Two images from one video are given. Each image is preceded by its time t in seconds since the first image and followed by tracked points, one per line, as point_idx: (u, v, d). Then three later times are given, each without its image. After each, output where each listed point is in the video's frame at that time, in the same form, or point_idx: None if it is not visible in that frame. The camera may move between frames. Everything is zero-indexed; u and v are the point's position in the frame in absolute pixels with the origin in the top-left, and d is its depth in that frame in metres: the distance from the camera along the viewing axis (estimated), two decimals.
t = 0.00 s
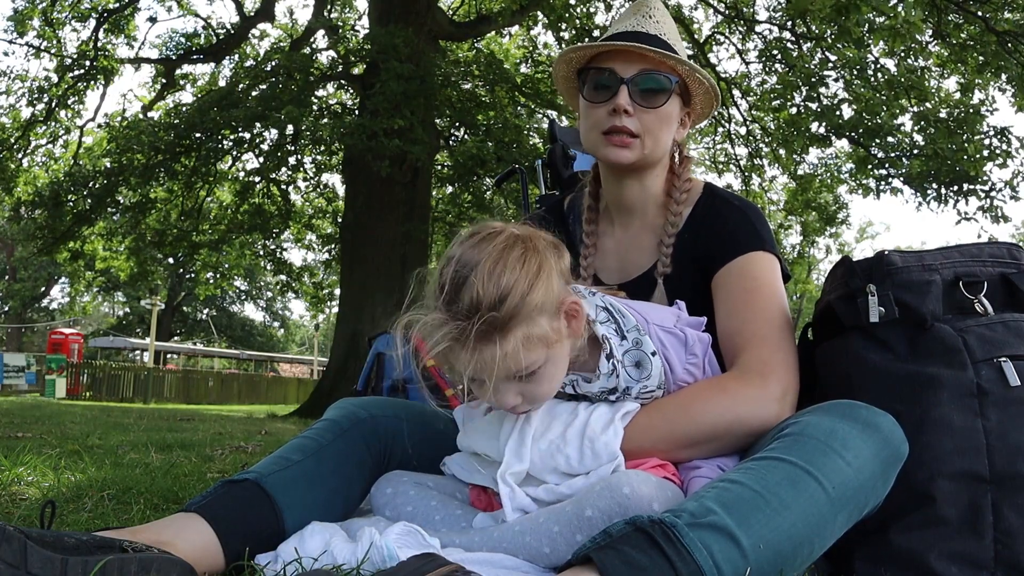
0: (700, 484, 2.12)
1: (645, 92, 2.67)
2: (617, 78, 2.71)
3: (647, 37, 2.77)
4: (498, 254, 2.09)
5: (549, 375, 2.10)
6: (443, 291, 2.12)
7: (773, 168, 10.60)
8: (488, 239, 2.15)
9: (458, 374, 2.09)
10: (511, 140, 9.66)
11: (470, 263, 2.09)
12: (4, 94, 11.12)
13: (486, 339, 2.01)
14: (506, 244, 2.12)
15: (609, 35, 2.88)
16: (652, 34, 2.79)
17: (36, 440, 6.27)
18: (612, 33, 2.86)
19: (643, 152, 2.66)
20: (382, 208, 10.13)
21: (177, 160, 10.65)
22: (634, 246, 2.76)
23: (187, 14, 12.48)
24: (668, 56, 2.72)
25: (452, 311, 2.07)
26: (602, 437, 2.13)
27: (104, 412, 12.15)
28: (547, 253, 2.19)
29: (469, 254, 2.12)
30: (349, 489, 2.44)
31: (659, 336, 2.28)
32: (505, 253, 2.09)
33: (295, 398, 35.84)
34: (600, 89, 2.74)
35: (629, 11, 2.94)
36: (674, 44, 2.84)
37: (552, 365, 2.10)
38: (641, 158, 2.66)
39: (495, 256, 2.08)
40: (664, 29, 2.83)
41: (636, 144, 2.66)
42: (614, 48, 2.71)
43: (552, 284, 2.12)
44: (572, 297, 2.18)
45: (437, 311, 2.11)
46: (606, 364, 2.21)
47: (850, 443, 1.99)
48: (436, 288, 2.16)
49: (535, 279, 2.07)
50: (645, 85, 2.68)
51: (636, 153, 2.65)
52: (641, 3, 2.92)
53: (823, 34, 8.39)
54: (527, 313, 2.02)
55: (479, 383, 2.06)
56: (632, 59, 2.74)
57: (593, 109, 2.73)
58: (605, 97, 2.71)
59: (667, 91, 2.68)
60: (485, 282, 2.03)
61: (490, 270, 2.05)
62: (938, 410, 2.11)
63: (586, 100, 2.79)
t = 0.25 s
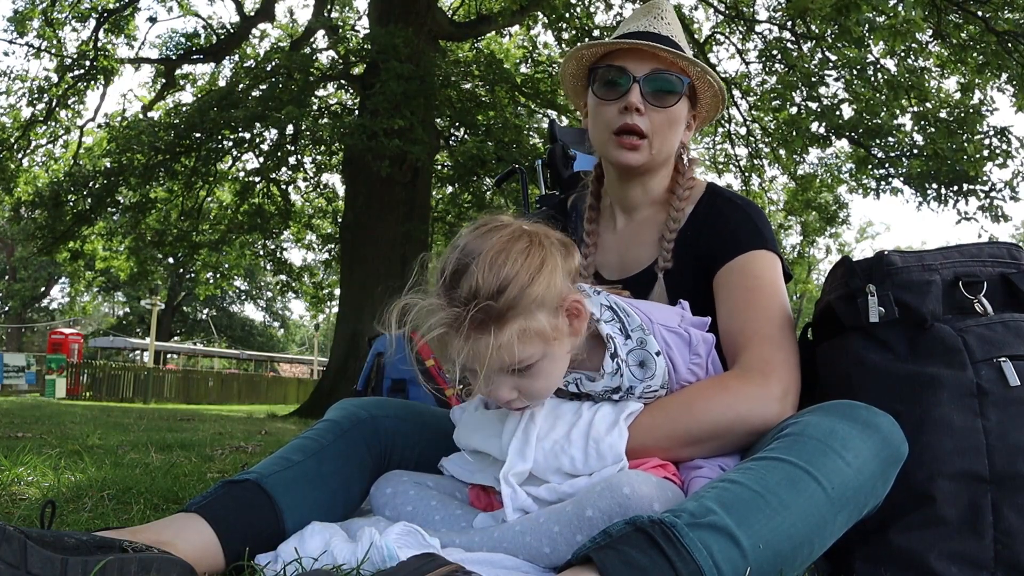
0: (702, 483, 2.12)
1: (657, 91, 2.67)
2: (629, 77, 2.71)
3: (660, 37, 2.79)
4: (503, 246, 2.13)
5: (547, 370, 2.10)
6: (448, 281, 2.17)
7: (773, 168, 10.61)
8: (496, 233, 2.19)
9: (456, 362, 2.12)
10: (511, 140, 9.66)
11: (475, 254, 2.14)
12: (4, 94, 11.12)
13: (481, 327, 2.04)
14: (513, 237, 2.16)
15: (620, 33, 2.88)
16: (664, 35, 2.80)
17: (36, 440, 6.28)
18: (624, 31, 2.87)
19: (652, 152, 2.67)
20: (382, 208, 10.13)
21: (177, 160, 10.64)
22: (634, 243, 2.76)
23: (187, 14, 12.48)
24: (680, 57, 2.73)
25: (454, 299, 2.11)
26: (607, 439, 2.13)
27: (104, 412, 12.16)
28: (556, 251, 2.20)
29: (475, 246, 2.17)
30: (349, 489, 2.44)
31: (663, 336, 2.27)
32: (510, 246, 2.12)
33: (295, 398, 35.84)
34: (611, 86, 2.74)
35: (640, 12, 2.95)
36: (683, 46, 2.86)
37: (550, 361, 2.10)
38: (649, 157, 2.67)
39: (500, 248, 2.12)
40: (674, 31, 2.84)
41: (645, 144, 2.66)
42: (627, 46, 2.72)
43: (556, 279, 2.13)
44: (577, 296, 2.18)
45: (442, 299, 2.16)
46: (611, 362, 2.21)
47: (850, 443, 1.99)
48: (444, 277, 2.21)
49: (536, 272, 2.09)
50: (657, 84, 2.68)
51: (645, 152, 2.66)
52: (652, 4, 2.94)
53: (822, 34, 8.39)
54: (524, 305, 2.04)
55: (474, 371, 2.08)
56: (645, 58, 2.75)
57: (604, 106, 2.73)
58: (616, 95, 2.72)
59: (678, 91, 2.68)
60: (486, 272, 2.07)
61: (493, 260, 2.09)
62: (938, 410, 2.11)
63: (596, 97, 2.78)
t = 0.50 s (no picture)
0: (702, 483, 2.12)
1: (656, 92, 2.67)
2: (629, 78, 2.71)
3: (659, 35, 2.75)
4: (497, 243, 2.12)
5: (532, 370, 2.10)
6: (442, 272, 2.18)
7: (773, 168, 10.61)
8: (494, 228, 2.19)
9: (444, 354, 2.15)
10: (511, 140, 9.66)
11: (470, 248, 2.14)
12: (4, 94, 11.11)
13: (463, 320, 2.07)
14: (509, 234, 2.15)
15: (621, 32, 2.86)
16: (664, 33, 2.77)
17: (36, 440, 6.27)
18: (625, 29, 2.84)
19: (651, 152, 2.67)
20: (382, 208, 10.14)
21: (177, 160, 10.64)
22: (636, 241, 2.76)
23: (187, 14, 12.48)
24: (679, 56, 2.71)
25: (445, 291, 2.13)
26: (610, 439, 2.13)
27: (104, 412, 12.16)
28: (552, 251, 2.18)
29: (472, 240, 2.17)
30: (349, 489, 2.44)
31: (666, 335, 2.27)
32: (504, 243, 2.12)
33: (295, 398, 35.85)
34: (610, 88, 2.74)
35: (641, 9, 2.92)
36: (685, 43, 2.83)
37: (534, 361, 2.10)
38: (649, 158, 2.68)
39: (493, 244, 2.12)
40: (675, 28, 2.81)
41: (644, 144, 2.67)
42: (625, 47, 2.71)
43: (548, 280, 2.12)
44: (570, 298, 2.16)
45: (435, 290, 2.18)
46: (614, 361, 2.21)
47: (851, 444, 1.99)
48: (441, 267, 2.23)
49: (526, 272, 2.08)
50: (656, 85, 2.67)
51: (644, 153, 2.67)
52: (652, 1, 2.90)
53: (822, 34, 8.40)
54: (510, 305, 2.04)
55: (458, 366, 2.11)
56: (645, 58, 2.74)
57: (604, 108, 2.74)
58: (616, 97, 2.72)
59: (677, 91, 2.67)
60: (476, 268, 2.08)
61: (484, 256, 2.09)
62: (938, 410, 2.11)
63: (596, 99, 2.79)
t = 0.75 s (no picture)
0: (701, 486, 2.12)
1: (642, 93, 2.66)
2: (615, 81, 2.70)
3: (647, 37, 2.72)
4: (483, 257, 2.11)
5: (521, 385, 2.10)
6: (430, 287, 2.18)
7: (773, 168, 10.62)
8: (480, 242, 2.18)
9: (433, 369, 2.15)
10: (511, 140, 9.66)
11: (456, 263, 2.13)
12: (4, 94, 11.11)
13: (450, 337, 2.06)
14: (495, 248, 2.14)
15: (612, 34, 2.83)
16: (652, 33, 2.73)
17: (36, 440, 6.27)
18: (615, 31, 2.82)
19: (640, 154, 2.67)
20: (382, 208, 10.14)
21: (177, 160, 10.64)
22: (632, 242, 2.76)
23: (187, 14, 12.47)
24: (666, 56, 2.68)
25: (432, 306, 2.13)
26: (608, 443, 2.13)
27: (104, 412, 12.15)
28: (539, 263, 2.17)
29: (459, 254, 2.16)
30: (348, 489, 2.44)
31: (662, 339, 2.27)
32: (490, 258, 2.11)
33: (295, 398, 35.85)
34: (599, 91, 2.74)
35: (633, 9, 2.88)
36: (676, 40, 2.78)
37: (523, 376, 2.10)
38: (639, 160, 2.67)
39: (479, 259, 2.11)
40: (666, 26, 2.76)
41: (632, 146, 2.67)
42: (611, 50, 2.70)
43: (535, 294, 2.11)
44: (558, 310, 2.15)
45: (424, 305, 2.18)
46: (611, 367, 2.21)
47: (851, 444, 1.99)
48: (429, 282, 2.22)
49: (512, 286, 2.08)
50: (642, 86, 2.66)
51: (633, 155, 2.66)
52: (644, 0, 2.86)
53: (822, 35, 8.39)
54: (496, 320, 2.04)
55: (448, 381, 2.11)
56: (633, 60, 2.72)
57: (593, 111, 2.74)
58: (604, 100, 2.72)
59: (664, 92, 2.66)
60: (462, 283, 2.07)
61: (470, 272, 2.08)
62: (938, 410, 2.11)
63: (587, 102, 2.79)
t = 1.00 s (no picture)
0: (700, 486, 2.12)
1: (632, 96, 2.66)
2: (605, 85, 2.71)
3: (637, 38, 2.72)
4: (473, 262, 2.09)
5: (519, 386, 2.10)
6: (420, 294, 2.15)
7: (773, 168, 10.62)
8: (467, 246, 2.15)
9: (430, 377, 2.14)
10: (511, 140, 9.66)
11: (446, 270, 2.11)
12: (4, 94, 11.11)
13: (443, 345, 2.05)
14: (484, 252, 2.12)
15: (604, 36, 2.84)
16: (642, 33, 2.73)
17: (36, 440, 6.27)
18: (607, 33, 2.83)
19: (633, 156, 2.67)
20: (382, 208, 10.14)
21: (177, 161, 10.64)
22: (631, 242, 2.76)
23: (187, 14, 12.47)
24: (655, 58, 2.67)
25: (424, 315, 2.10)
26: (604, 442, 2.13)
27: (104, 412, 12.15)
28: (527, 262, 2.16)
29: (447, 259, 2.13)
30: (348, 489, 2.43)
31: (657, 339, 2.27)
32: (480, 262, 2.08)
33: (295, 398, 35.85)
34: (591, 94, 2.74)
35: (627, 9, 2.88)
36: (669, 39, 2.77)
37: (521, 377, 2.10)
38: (631, 161, 2.68)
39: (469, 264, 2.09)
40: (658, 26, 2.76)
41: (625, 148, 2.67)
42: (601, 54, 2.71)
43: (526, 295, 2.10)
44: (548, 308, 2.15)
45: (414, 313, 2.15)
46: (605, 367, 2.21)
47: (851, 444, 1.99)
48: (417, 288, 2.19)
49: (505, 289, 2.06)
50: (632, 89, 2.67)
51: (625, 157, 2.67)
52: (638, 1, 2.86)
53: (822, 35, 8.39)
54: (491, 325, 2.03)
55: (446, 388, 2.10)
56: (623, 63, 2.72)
57: (586, 115, 2.75)
58: (596, 103, 2.72)
59: (653, 93, 2.66)
60: (454, 291, 2.05)
61: (461, 278, 2.06)
62: (938, 411, 2.11)
63: (581, 106, 2.80)
